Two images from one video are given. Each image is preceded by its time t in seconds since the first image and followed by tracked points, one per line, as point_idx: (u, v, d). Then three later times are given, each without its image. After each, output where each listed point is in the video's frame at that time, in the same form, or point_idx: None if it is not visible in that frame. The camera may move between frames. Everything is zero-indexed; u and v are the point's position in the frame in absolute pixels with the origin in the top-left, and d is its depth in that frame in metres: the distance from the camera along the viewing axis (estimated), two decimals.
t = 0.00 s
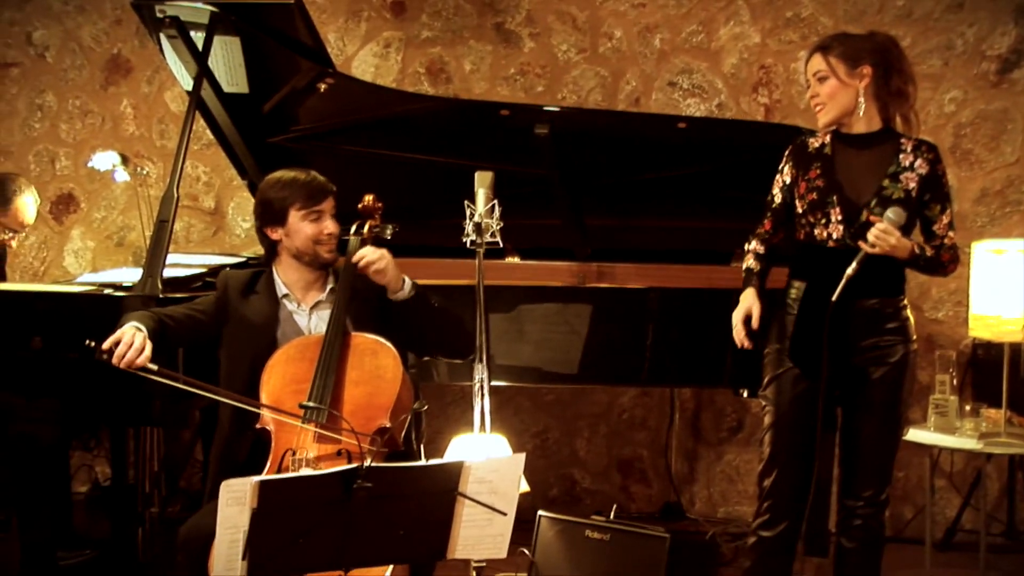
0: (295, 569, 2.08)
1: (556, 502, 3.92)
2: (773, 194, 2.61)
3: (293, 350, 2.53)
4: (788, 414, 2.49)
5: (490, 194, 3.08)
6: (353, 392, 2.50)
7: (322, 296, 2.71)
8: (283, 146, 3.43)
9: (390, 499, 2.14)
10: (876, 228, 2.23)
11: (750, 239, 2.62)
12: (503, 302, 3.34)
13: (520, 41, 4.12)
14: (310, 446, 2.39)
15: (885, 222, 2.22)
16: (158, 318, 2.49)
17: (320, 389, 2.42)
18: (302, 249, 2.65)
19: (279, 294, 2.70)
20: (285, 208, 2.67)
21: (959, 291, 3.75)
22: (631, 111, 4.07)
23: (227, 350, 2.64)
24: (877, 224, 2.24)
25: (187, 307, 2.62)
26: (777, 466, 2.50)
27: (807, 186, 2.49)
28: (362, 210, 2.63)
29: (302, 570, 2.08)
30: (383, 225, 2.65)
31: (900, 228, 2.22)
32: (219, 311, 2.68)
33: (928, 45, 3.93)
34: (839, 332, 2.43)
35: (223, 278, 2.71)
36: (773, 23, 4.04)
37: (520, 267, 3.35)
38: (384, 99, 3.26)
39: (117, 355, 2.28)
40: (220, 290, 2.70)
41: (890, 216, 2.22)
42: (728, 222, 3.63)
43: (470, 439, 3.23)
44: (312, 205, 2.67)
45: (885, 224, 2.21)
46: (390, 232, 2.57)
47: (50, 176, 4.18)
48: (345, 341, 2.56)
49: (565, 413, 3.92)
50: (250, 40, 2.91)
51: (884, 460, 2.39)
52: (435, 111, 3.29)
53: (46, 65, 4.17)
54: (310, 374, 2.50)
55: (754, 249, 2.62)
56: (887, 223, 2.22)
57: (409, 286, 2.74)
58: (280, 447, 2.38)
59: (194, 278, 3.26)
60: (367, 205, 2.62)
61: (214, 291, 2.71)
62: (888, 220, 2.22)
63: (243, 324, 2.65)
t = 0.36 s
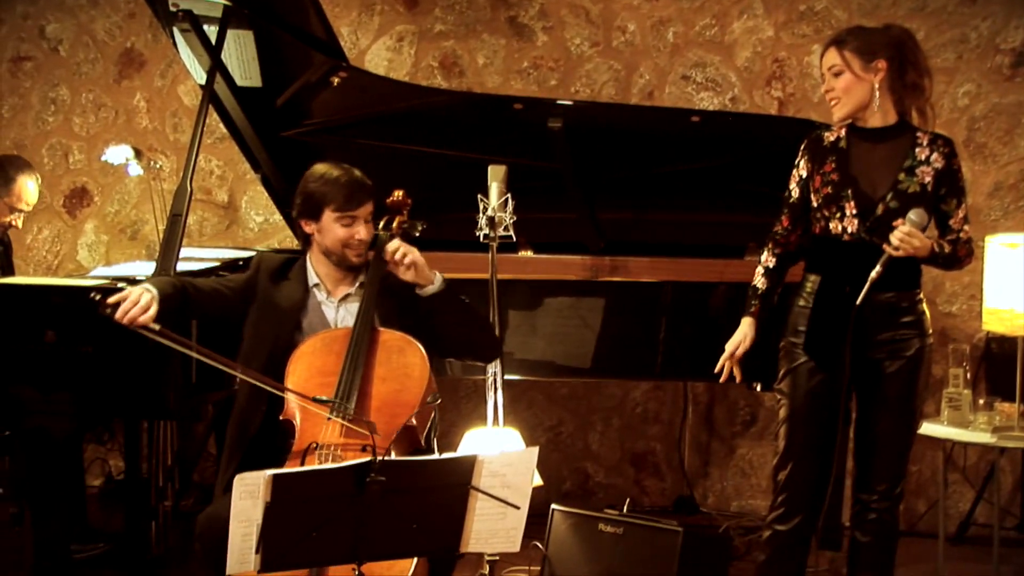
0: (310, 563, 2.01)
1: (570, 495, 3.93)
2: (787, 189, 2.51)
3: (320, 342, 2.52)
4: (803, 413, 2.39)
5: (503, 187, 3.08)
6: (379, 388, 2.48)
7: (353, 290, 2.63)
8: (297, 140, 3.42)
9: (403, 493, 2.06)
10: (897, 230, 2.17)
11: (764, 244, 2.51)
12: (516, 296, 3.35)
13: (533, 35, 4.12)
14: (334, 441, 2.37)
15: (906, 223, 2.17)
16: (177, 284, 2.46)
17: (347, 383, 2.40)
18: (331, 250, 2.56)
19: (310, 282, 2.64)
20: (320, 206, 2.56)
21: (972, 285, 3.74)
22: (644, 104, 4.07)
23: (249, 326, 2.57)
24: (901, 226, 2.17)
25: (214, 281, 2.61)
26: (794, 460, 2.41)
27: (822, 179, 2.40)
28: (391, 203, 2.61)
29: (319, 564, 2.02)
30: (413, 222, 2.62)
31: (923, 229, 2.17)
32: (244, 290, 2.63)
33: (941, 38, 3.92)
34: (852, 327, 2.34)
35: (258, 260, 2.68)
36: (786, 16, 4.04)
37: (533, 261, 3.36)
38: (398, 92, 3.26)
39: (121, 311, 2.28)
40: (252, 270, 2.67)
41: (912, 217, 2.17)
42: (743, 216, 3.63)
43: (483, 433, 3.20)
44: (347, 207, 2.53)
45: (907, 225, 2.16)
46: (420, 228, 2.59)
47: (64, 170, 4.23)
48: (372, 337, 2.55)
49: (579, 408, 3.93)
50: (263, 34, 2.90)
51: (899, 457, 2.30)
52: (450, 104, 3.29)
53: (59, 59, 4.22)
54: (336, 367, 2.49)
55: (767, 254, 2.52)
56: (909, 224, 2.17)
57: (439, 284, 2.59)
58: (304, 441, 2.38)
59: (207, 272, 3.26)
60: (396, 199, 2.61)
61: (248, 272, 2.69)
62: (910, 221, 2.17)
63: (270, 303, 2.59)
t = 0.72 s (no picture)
0: (319, 550, 2.09)
1: (570, 485, 4.03)
2: (785, 188, 2.58)
3: (357, 335, 2.53)
4: (801, 404, 2.47)
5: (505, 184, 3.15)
6: (413, 387, 2.51)
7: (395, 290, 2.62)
8: (306, 138, 3.51)
9: (408, 483, 2.12)
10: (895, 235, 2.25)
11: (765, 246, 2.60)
12: (519, 291, 3.46)
13: (535, 36, 4.21)
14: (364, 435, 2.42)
15: (903, 228, 2.24)
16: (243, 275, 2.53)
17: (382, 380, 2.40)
18: (371, 255, 2.51)
19: (357, 276, 2.63)
20: (366, 212, 2.46)
21: (962, 280, 3.84)
22: (643, 104, 4.16)
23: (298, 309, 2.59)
24: (900, 231, 2.25)
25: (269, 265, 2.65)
26: (790, 450, 2.49)
27: (819, 177, 2.47)
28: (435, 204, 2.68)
29: (328, 551, 2.10)
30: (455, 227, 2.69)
31: (922, 231, 2.23)
32: (298, 275, 2.64)
33: (933, 39, 4.01)
34: (846, 322, 2.41)
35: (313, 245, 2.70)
36: (782, 17, 4.13)
37: (535, 257, 3.46)
38: (403, 91, 3.35)
39: (220, 315, 2.28)
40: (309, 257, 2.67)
41: (907, 221, 2.23)
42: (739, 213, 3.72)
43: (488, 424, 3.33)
44: (391, 221, 2.44)
45: (904, 230, 2.23)
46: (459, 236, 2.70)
47: (78, 168, 4.32)
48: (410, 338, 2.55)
49: (580, 399, 4.02)
50: (273, 35, 3.00)
51: (895, 448, 2.37)
52: (453, 103, 3.38)
53: (73, 60, 4.30)
54: (372, 363, 2.50)
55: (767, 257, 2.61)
56: (906, 228, 2.23)
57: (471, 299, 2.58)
58: (336, 431, 2.42)
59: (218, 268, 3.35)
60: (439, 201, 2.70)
61: (301, 257, 2.69)
62: (907, 225, 2.23)
63: (321, 292, 2.61)
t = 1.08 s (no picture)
0: (330, 537, 2.12)
1: (576, 475, 4.12)
2: (792, 188, 2.61)
3: (395, 330, 2.57)
4: (807, 397, 2.51)
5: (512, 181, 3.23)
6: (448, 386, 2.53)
7: (434, 289, 2.69)
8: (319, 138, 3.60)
9: (419, 472, 2.15)
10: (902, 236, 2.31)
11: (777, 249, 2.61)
12: (526, 285, 3.51)
13: (542, 37, 4.30)
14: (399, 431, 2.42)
15: (910, 229, 2.29)
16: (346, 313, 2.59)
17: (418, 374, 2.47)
18: (414, 255, 2.58)
19: (399, 274, 2.70)
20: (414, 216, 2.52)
21: (959, 276, 3.92)
22: (648, 104, 4.25)
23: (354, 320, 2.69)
24: (906, 232, 2.32)
25: (335, 286, 2.68)
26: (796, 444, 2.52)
27: (825, 176, 2.51)
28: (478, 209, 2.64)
29: (338, 537, 2.13)
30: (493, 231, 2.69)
31: (929, 234, 2.29)
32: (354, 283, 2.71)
33: (931, 40, 4.09)
34: (852, 317, 2.46)
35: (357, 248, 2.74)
36: (783, 19, 4.21)
37: (543, 251, 3.66)
38: (415, 91, 3.45)
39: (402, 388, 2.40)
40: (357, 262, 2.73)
41: (914, 224, 2.28)
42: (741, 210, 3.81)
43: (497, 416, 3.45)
44: (437, 229, 2.49)
45: (911, 232, 2.29)
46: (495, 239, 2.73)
47: (99, 166, 4.43)
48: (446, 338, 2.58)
49: (586, 391, 4.11)
50: (287, 36, 3.09)
51: (896, 438, 2.45)
52: (463, 102, 3.46)
53: (94, 61, 4.41)
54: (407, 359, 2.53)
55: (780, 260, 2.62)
56: (913, 230, 2.29)
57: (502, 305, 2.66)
58: (371, 424, 2.42)
59: (234, 264, 3.43)
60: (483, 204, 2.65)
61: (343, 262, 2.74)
62: (915, 228, 2.28)
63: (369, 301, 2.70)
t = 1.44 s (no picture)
0: (342, 525, 2.16)
1: (580, 465, 4.22)
2: (794, 186, 2.70)
3: (410, 325, 2.64)
4: (813, 390, 2.59)
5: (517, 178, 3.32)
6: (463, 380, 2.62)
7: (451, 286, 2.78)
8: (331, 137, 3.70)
9: (426, 462, 2.19)
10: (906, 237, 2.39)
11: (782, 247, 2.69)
12: (530, 281, 3.59)
13: (546, 39, 4.40)
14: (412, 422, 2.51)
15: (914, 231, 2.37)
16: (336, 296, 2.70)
17: (434, 366, 2.58)
18: (432, 252, 2.67)
19: (416, 270, 2.79)
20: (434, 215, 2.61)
21: (952, 271, 4.03)
22: (649, 104, 4.35)
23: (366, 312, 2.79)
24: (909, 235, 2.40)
25: (336, 274, 2.78)
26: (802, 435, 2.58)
27: (826, 176, 2.60)
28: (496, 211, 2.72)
29: (350, 526, 2.17)
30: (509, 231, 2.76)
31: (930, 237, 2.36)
32: (364, 276, 2.81)
33: (926, 42, 4.18)
34: (852, 311, 2.56)
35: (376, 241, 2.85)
36: (782, 21, 4.30)
37: (546, 248, 3.75)
38: (422, 92, 3.52)
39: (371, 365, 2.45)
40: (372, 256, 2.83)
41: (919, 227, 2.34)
42: (740, 207, 3.92)
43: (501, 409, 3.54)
44: (455, 230, 2.58)
45: (914, 233, 2.37)
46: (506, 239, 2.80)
47: (115, 164, 4.53)
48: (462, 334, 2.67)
49: (589, 383, 4.22)
50: (298, 38, 3.18)
51: (896, 428, 2.54)
52: (470, 103, 3.56)
53: (111, 62, 4.51)
54: (424, 353, 2.62)
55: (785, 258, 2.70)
56: (916, 232, 2.36)
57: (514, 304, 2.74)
58: (384, 416, 2.50)
59: (247, 259, 3.52)
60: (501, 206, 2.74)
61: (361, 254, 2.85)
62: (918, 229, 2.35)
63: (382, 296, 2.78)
